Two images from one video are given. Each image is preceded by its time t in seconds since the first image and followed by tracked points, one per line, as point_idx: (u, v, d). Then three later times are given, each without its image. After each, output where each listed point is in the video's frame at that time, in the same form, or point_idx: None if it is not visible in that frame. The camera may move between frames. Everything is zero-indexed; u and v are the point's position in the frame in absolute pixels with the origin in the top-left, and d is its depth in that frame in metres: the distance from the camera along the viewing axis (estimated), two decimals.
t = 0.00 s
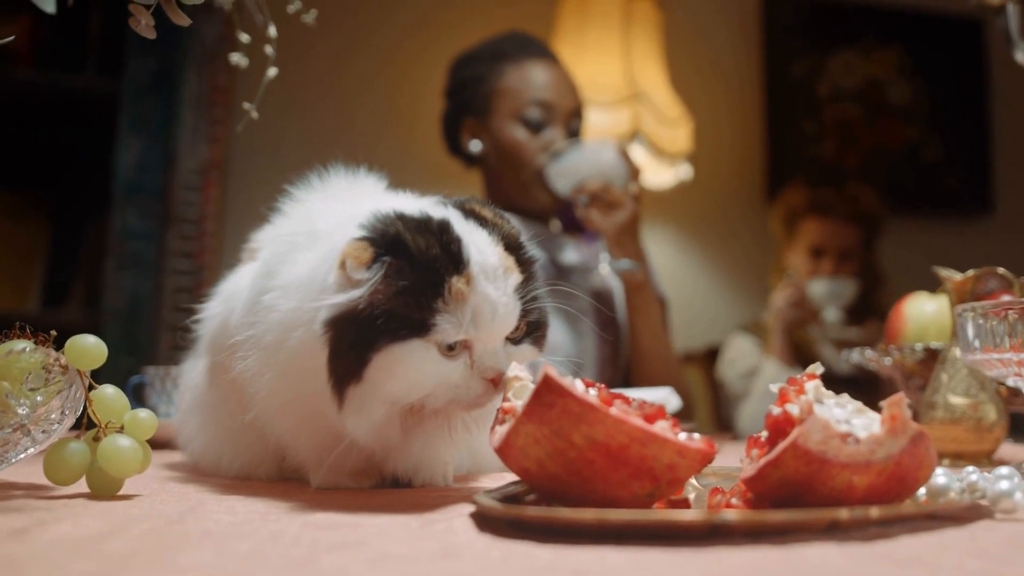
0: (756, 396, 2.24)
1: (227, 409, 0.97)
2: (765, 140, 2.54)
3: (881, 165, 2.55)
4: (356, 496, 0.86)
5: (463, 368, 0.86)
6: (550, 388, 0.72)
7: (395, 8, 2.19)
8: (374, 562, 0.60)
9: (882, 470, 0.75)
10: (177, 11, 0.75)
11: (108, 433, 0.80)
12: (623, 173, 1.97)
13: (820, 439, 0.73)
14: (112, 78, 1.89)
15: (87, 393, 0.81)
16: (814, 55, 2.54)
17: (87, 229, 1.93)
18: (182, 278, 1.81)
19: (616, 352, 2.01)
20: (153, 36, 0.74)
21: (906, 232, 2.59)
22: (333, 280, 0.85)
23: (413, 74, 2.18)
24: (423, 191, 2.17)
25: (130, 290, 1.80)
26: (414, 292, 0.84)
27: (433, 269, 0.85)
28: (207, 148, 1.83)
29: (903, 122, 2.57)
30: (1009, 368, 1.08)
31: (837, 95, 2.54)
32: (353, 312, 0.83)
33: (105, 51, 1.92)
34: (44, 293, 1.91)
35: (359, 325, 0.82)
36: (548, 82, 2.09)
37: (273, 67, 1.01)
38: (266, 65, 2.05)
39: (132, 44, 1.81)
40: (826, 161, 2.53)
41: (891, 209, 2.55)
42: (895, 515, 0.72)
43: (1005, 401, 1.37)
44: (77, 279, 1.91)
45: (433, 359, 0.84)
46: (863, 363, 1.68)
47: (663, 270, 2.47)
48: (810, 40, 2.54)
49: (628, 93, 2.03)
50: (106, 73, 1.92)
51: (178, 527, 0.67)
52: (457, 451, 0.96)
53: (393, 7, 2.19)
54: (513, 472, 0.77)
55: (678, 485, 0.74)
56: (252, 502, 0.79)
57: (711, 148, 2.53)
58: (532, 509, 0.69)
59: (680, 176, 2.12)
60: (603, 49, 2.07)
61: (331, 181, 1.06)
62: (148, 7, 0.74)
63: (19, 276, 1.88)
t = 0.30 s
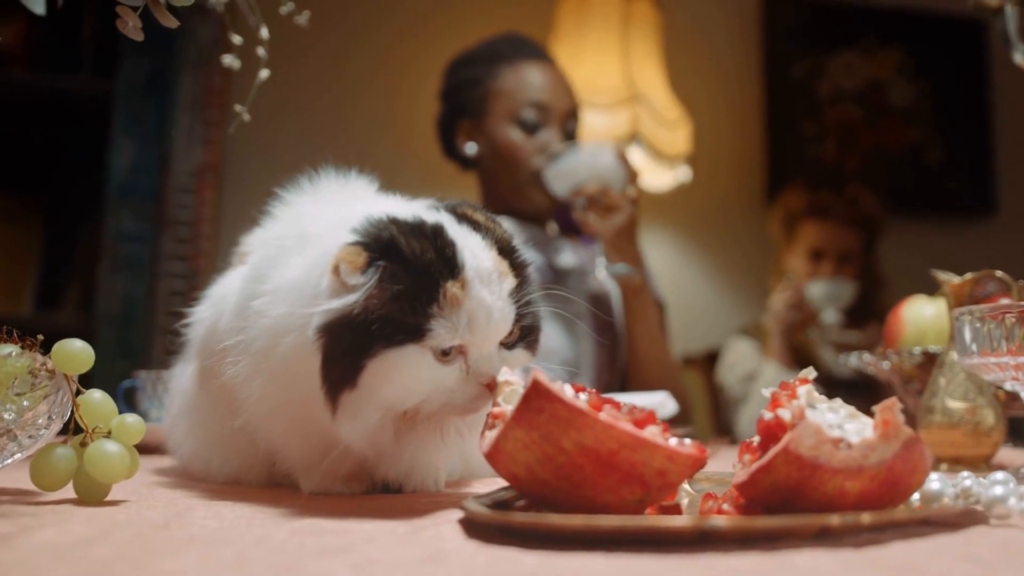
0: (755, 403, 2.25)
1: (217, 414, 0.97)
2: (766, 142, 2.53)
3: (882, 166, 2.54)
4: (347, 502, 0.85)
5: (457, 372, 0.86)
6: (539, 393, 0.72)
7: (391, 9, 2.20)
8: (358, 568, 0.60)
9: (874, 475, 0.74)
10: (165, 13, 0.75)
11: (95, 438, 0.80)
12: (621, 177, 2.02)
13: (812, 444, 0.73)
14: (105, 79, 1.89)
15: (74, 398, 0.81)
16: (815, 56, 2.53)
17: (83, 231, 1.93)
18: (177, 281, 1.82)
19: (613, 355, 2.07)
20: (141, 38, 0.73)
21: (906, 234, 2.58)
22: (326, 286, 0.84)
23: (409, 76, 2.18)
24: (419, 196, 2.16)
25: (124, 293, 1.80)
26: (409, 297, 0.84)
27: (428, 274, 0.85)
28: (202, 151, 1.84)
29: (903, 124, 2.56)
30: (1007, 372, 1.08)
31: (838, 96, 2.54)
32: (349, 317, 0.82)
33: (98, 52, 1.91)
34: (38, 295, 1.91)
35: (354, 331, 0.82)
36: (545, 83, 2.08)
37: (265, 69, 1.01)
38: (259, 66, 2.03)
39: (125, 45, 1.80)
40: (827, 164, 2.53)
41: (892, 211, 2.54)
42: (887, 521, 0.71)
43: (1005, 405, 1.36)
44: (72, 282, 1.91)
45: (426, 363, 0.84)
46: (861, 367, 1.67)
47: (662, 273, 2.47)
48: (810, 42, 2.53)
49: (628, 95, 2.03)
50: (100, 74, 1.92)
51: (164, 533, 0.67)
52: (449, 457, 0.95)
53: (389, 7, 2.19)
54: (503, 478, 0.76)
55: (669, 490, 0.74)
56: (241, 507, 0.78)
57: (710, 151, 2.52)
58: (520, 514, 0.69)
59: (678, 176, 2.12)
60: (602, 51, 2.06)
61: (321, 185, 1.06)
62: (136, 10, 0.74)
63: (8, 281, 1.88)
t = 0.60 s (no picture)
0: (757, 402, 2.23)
1: (211, 414, 0.97)
2: (769, 140, 2.52)
3: (886, 164, 2.53)
4: (340, 501, 0.85)
5: (452, 369, 0.85)
6: (530, 390, 0.72)
7: (389, 9, 2.19)
8: (347, 566, 0.60)
9: (869, 472, 0.73)
10: (156, 9, 0.74)
11: (87, 437, 0.80)
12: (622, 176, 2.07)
13: (807, 441, 0.72)
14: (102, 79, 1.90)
15: (65, 397, 0.81)
16: (819, 54, 2.53)
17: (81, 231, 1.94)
18: (175, 281, 1.82)
19: (614, 354, 2.08)
20: (131, 35, 0.73)
21: (906, 232, 2.56)
22: (318, 284, 0.84)
23: (408, 75, 2.17)
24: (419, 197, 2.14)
25: (121, 295, 1.80)
26: (402, 293, 0.83)
27: (421, 270, 0.84)
28: (199, 151, 1.83)
29: (908, 121, 2.56)
30: (1007, 370, 1.07)
31: (842, 95, 2.53)
32: (341, 314, 0.82)
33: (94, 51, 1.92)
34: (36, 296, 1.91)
35: (347, 328, 0.82)
36: (542, 79, 2.10)
37: (260, 69, 1.01)
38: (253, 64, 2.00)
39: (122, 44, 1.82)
40: (831, 162, 2.53)
41: (895, 210, 2.53)
42: (881, 518, 0.70)
43: (1007, 404, 1.35)
44: (70, 283, 1.92)
45: (421, 360, 0.83)
46: (862, 366, 1.66)
47: (663, 273, 2.46)
48: (812, 40, 2.53)
49: (628, 93, 2.07)
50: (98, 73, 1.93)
51: (154, 532, 0.67)
52: (444, 456, 0.95)
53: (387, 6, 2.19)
54: (495, 476, 0.76)
55: (663, 488, 0.73)
56: (234, 507, 0.78)
57: (712, 150, 2.52)
58: (511, 512, 0.68)
59: (680, 175, 2.16)
60: (603, 47, 2.10)
61: (313, 184, 1.06)
62: (127, 7, 0.74)
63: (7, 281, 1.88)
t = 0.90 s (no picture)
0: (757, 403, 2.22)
1: (202, 414, 0.97)
2: (769, 140, 2.52)
3: (887, 162, 2.53)
4: (332, 500, 0.85)
5: (445, 365, 0.85)
6: (520, 388, 0.71)
7: (387, 9, 2.20)
8: (333, 564, 0.60)
9: (862, 471, 0.73)
10: (145, 5, 0.74)
11: (77, 437, 0.79)
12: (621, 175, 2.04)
13: (799, 440, 0.72)
14: (98, 78, 1.90)
15: (55, 396, 0.81)
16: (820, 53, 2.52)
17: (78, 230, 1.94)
18: (170, 282, 1.81)
19: (613, 354, 2.12)
20: (122, 32, 0.73)
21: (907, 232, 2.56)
22: (309, 281, 0.85)
23: (406, 74, 2.18)
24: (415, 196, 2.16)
25: (117, 295, 1.81)
26: (392, 290, 0.83)
27: (412, 266, 0.84)
28: (195, 151, 1.83)
29: (911, 120, 2.55)
30: (1005, 369, 1.07)
31: (843, 93, 2.53)
32: (332, 311, 0.82)
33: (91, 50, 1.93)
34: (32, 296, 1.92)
35: (337, 325, 0.82)
36: (537, 75, 2.11)
37: (254, 65, 1.02)
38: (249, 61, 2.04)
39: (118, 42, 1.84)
40: (832, 161, 2.53)
41: (896, 209, 2.53)
42: (874, 517, 0.70)
43: (1006, 403, 1.35)
44: (66, 283, 1.92)
45: (413, 356, 0.83)
46: (861, 365, 1.65)
47: (663, 273, 2.45)
48: (812, 38, 2.52)
49: (628, 92, 2.01)
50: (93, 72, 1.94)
51: (140, 532, 0.67)
52: (437, 456, 0.95)
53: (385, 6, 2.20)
54: (486, 475, 0.76)
55: (655, 486, 0.73)
56: (225, 506, 0.78)
57: (712, 150, 2.51)
58: (501, 511, 0.68)
59: (680, 172, 2.11)
60: (602, 46, 2.07)
61: (305, 183, 1.06)
62: (115, 4, 0.73)
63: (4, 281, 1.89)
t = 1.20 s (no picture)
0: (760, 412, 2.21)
1: (197, 421, 0.96)
2: (774, 144, 2.51)
3: (894, 168, 2.52)
4: (327, 508, 0.85)
5: (442, 370, 0.85)
6: (513, 397, 0.71)
7: (388, 9, 2.20)
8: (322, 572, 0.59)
9: (859, 482, 0.72)
10: (140, 9, 0.75)
11: (69, 443, 0.80)
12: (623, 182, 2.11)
13: (795, 450, 0.71)
14: (99, 80, 1.91)
15: (48, 402, 0.81)
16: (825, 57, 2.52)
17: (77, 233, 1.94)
18: (170, 286, 1.82)
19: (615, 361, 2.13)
20: (116, 36, 0.73)
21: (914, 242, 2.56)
22: (305, 288, 0.84)
23: (406, 77, 2.18)
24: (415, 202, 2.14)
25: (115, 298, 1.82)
26: (388, 296, 0.83)
27: (408, 271, 0.84)
28: (195, 153, 1.84)
29: (918, 125, 2.54)
30: (1007, 378, 1.06)
31: (849, 97, 2.52)
32: (329, 318, 0.82)
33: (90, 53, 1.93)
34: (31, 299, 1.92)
35: (334, 332, 0.81)
36: (537, 77, 2.14)
37: (251, 68, 1.03)
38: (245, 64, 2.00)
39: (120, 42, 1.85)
40: (838, 165, 2.52)
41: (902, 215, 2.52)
42: (870, 529, 0.69)
43: (1010, 413, 1.33)
44: (65, 284, 1.92)
45: (411, 362, 0.83)
46: (864, 373, 1.64)
47: (667, 279, 2.44)
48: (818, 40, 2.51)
49: (631, 96, 1.98)
50: (94, 73, 1.94)
51: (131, 538, 0.67)
52: (433, 465, 0.95)
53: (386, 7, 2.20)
54: (480, 484, 0.75)
55: (649, 497, 0.73)
56: (218, 513, 0.78)
57: (716, 155, 2.50)
58: (494, 520, 0.68)
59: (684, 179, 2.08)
60: (607, 51, 2.04)
61: (300, 188, 1.06)
62: (112, 7, 0.74)
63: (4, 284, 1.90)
